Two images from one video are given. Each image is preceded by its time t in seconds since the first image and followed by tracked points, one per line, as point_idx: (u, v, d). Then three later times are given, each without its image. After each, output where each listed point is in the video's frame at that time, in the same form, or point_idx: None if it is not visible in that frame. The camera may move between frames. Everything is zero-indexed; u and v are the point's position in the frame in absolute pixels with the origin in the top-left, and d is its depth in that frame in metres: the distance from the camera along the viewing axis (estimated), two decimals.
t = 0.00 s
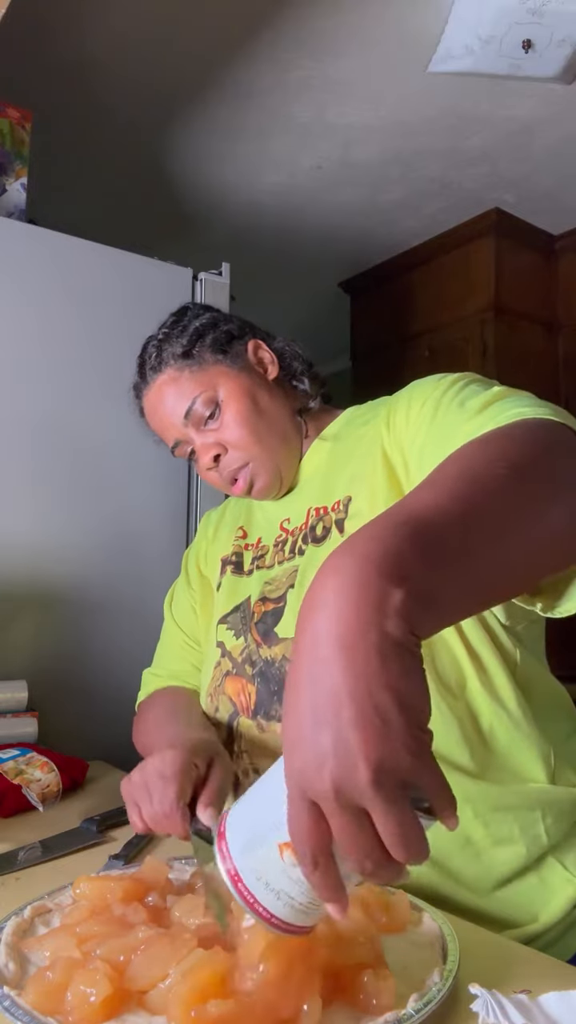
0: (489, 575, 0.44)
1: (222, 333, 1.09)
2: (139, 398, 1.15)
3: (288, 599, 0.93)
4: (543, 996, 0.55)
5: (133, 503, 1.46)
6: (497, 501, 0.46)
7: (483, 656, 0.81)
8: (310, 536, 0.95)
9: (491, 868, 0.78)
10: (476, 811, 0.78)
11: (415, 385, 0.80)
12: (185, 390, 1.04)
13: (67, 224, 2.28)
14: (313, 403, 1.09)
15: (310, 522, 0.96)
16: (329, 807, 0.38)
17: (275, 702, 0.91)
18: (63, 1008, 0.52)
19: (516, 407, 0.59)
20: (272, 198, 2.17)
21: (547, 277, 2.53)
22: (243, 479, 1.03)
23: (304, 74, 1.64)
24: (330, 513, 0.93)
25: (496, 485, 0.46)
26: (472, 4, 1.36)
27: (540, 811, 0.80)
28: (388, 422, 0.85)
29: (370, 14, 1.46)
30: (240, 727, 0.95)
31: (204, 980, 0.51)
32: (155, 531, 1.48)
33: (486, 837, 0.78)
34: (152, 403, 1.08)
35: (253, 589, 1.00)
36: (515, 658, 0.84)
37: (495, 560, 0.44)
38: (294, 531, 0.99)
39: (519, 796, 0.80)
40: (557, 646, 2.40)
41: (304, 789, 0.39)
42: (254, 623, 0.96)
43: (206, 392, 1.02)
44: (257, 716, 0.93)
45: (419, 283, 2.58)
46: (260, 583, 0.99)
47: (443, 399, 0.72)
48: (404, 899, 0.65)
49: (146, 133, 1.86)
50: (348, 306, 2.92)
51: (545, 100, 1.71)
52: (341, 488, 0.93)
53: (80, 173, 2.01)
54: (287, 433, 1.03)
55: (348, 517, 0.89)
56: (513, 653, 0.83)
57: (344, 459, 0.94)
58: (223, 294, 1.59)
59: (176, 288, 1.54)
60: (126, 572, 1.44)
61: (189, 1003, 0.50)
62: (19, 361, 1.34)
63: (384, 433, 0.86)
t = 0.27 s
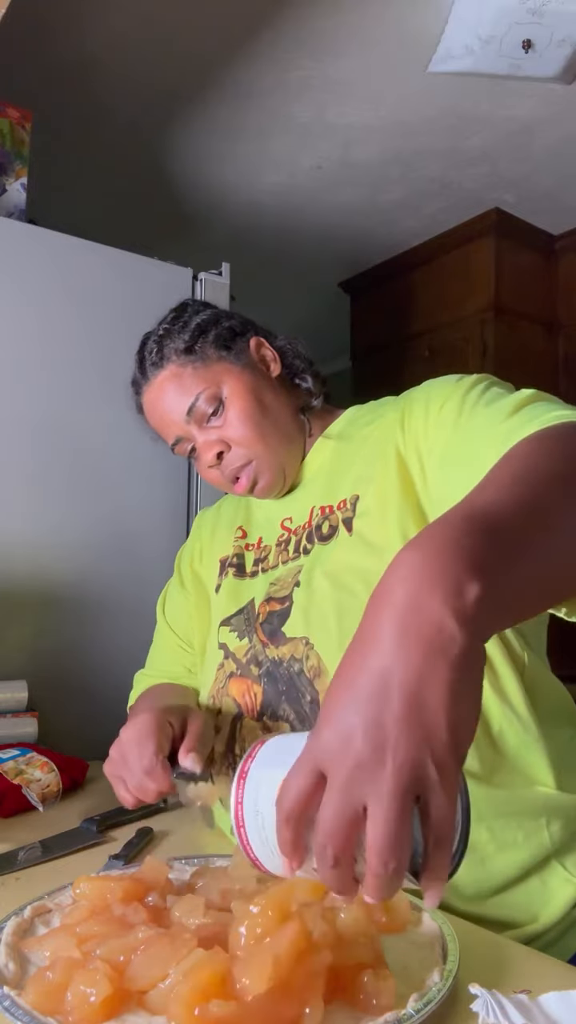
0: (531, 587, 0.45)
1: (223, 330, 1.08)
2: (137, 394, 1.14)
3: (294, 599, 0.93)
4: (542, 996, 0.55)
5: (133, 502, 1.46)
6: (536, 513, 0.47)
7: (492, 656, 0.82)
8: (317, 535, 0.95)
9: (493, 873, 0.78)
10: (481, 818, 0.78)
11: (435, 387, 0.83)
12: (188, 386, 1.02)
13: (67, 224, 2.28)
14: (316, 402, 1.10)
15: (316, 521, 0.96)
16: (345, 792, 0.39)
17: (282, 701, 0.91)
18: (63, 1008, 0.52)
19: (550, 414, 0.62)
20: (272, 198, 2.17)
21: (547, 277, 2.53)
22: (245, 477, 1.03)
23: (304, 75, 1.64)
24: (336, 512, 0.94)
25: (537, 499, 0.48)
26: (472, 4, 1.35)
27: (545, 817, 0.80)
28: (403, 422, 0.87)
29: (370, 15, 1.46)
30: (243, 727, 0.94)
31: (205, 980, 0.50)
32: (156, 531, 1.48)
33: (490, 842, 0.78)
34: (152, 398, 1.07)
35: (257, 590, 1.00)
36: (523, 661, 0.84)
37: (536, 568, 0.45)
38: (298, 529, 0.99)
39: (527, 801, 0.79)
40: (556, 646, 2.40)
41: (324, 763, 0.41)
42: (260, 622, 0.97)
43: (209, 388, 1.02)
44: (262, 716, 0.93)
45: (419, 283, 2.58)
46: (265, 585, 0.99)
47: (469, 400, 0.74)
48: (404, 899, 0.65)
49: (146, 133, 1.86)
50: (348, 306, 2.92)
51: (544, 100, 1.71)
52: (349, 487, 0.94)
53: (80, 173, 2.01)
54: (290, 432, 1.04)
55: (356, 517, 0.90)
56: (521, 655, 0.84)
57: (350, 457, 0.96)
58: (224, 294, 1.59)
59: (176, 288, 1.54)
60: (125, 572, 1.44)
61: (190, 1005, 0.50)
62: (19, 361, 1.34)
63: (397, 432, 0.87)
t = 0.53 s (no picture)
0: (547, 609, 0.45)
1: (226, 328, 1.07)
2: (138, 391, 1.13)
3: (298, 600, 0.93)
4: (542, 996, 0.55)
5: (133, 502, 1.46)
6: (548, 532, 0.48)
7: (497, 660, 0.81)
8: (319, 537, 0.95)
9: (495, 875, 0.78)
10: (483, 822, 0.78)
11: (440, 390, 0.84)
12: (191, 385, 1.02)
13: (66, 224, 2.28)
14: (319, 401, 1.09)
15: (318, 522, 0.96)
16: (359, 817, 0.40)
17: (286, 703, 0.91)
18: (63, 1008, 0.52)
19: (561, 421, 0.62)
20: (272, 198, 2.17)
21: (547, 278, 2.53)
22: (248, 476, 1.02)
23: (304, 75, 1.64)
24: (338, 513, 0.94)
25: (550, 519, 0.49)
26: (472, 4, 1.35)
27: (548, 820, 0.80)
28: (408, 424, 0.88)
29: (370, 15, 1.46)
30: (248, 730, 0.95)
31: (205, 981, 0.50)
32: (156, 531, 1.48)
33: (492, 845, 0.78)
34: (153, 397, 1.06)
35: (260, 592, 1.00)
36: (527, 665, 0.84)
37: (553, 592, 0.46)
38: (301, 530, 0.99)
39: (531, 805, 0.79)
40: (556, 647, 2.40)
41: (337, 782, 0.42)
42: (264, 624, 0.96)
43: (212, 387, 1.01)
44: (266, 719, 0.93)
45: (419, 283, 2.58)
46: (267, 587, 0.99)
47: (474, 406, 0.75)
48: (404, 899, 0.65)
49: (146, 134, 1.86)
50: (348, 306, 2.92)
51: (544, 100, 1.71)
52: (351, 488, 0.94)
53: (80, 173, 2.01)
54: (293, 431, 1.03)
55: (360, 518, 0.90)
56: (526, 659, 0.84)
57: (352, 457, 0.96)
58: (224, 294, 1.59)
59: (176, 288, 1.54)
60: (125, 572, 1.44)
61: (191, 1007, 0.49)
62: (19, 361, 1.34)
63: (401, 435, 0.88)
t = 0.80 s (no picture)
0: (510, 574, 0.46)
1: (230, 321, 1.07)
2: (138, 382, 1.12)
3: (299, 598, 0.93)
4: (542, 996, 0.55)
5: (133, 502, 1.46)
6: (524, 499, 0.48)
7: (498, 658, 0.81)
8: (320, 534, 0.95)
9: (495, 874, 0.78)
10: (483, 822, 0.79)
11: (443, 384, 0.83)
12: (194, 378, 1.01)
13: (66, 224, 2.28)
14: (322, 397, 1.09)
15: (318, 518, 0.96)
16: (324, 760, 0.40)
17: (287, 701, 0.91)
18: (63, 1008, 0.52)
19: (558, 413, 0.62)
20: (272, 198, 2.17)
21: (547, 278, 2.53)
22: (249, 472, 1.02)
23: (304, 75, 1.64)
24: (339, 509, 0.94)
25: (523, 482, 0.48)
26: (472, 4, 1.35)
27: (547, 820, 0.80)
28: (410, 419, 0.87)
29: (370, 15, 1.46)
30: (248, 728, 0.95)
31: (205, 980, 0.50)
32: (156, 531, 1.48)
33: (492, 844, 0.78)
34: (154, 388, 1.05)
35: (258, 588, 1.00)
36: (528, 664, 0.84)
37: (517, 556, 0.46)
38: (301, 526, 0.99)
39: (530, 804, 0.80)
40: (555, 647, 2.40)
41: (297, 735, 0.42)
42: (264, 620, 0.96)
43: (215, 381, 1.00)
44: (266, 715, 0.93)
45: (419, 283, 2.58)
46: (266, 582, 0.99)
47: (476, 400, 0.74)
48: (404, 899, 0.65)
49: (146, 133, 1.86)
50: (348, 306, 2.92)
51: (544, 101, 1.71)
52: (352, 483, 0.94)
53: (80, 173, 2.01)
54: (295, 428, 1.03)
55: (361, 514, 0.90)
56: (527, 658, 0.83)
57: (352, 451, 0.96)
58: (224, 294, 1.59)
59: (176, 288, 1.54)
60: (125, 572, 1.44)
61: (191, 1007, 0.49)
62: (19, 361, 1.34)
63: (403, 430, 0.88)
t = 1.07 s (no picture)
0: (470, 559, 0.48)
1: (242, 316, 1.07)
2: (145, 373, 1.12)
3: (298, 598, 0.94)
4: (542, 996, 0.55)
5: (134, 502, 1.46)
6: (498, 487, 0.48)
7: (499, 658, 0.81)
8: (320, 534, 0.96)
9: (494, 874, 0.78)
10: (481, 821, 0.79)
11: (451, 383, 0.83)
12: (205, 373, 1.01)
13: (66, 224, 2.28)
14: (330, 397, 1.10)
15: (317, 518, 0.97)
16: (256, 703, 0.45)
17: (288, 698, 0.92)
18: (63, 1008, 0.52)
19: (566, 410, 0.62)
20: (272, 198, 2.17)
21: (547, 278, 2.53)
22: (254, 470, 1.02)
23: (304, 75, 1.64)
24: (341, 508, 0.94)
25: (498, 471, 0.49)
26: (472, 4, 1.35)
27: (545, 818, 0.81)
28: (417, 419, 0.87)
29: (370, 15, 1.46)
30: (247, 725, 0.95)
31: (205, 980, 0.50)
32: (157, 531, 1.49)
33: (490, 843, 0.79)
34: (163, 381, 1.05)
35: (260, 588, 1.00)
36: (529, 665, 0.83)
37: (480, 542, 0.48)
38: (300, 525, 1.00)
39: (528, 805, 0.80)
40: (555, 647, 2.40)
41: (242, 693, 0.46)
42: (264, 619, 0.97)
43: (225, 378, 1.01)
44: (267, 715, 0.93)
45: (419, 283, 2.58)
46: (267, 582, 0.99)
47: (486, 400, 0.74)
48: (403, 899, 0.65)
49: (146, 134, 1.87)
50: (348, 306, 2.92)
51: (544, 101, 1.71)
52: (355, 484, 0.94)
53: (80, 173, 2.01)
54: (302, 428, 1.03)
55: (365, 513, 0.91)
56: (528, 660, 0.83)
57: (354, 452, 0.96)
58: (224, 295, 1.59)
59: (176, 288, 1.54)
60: (125, 572, 1.44)
61: (192, 1007, 0.49)
62: (19, 361, 1.34)
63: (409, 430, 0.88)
